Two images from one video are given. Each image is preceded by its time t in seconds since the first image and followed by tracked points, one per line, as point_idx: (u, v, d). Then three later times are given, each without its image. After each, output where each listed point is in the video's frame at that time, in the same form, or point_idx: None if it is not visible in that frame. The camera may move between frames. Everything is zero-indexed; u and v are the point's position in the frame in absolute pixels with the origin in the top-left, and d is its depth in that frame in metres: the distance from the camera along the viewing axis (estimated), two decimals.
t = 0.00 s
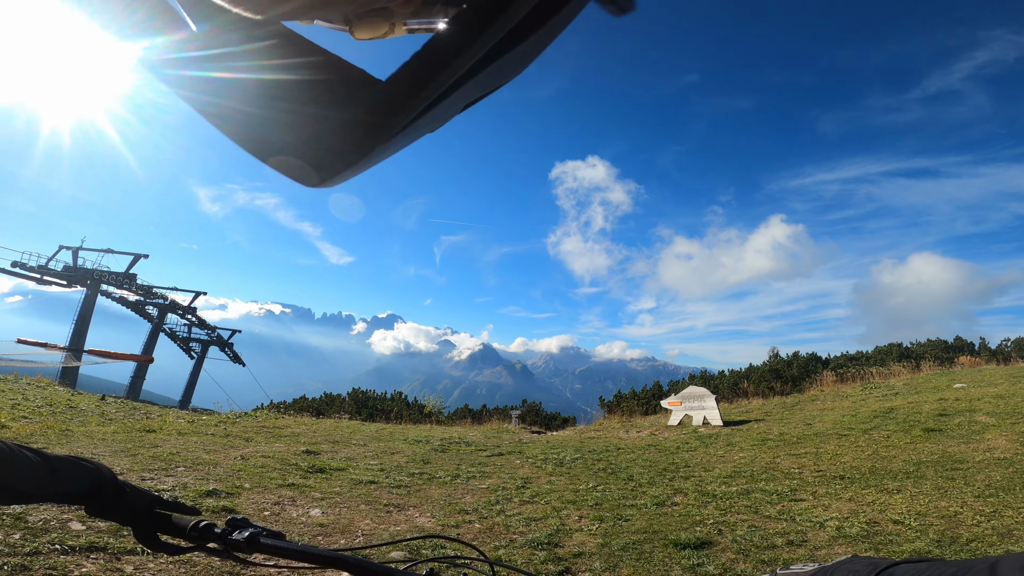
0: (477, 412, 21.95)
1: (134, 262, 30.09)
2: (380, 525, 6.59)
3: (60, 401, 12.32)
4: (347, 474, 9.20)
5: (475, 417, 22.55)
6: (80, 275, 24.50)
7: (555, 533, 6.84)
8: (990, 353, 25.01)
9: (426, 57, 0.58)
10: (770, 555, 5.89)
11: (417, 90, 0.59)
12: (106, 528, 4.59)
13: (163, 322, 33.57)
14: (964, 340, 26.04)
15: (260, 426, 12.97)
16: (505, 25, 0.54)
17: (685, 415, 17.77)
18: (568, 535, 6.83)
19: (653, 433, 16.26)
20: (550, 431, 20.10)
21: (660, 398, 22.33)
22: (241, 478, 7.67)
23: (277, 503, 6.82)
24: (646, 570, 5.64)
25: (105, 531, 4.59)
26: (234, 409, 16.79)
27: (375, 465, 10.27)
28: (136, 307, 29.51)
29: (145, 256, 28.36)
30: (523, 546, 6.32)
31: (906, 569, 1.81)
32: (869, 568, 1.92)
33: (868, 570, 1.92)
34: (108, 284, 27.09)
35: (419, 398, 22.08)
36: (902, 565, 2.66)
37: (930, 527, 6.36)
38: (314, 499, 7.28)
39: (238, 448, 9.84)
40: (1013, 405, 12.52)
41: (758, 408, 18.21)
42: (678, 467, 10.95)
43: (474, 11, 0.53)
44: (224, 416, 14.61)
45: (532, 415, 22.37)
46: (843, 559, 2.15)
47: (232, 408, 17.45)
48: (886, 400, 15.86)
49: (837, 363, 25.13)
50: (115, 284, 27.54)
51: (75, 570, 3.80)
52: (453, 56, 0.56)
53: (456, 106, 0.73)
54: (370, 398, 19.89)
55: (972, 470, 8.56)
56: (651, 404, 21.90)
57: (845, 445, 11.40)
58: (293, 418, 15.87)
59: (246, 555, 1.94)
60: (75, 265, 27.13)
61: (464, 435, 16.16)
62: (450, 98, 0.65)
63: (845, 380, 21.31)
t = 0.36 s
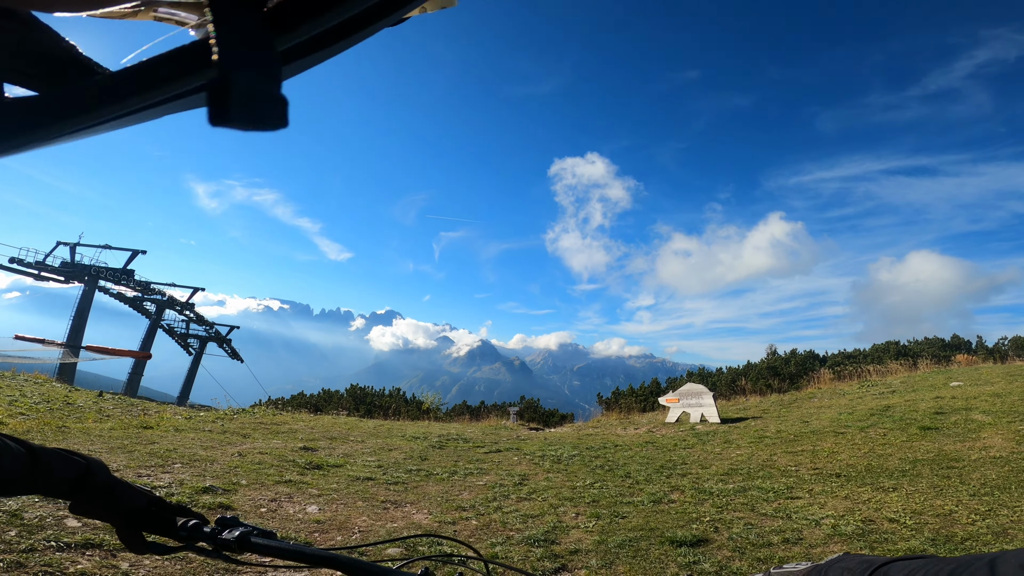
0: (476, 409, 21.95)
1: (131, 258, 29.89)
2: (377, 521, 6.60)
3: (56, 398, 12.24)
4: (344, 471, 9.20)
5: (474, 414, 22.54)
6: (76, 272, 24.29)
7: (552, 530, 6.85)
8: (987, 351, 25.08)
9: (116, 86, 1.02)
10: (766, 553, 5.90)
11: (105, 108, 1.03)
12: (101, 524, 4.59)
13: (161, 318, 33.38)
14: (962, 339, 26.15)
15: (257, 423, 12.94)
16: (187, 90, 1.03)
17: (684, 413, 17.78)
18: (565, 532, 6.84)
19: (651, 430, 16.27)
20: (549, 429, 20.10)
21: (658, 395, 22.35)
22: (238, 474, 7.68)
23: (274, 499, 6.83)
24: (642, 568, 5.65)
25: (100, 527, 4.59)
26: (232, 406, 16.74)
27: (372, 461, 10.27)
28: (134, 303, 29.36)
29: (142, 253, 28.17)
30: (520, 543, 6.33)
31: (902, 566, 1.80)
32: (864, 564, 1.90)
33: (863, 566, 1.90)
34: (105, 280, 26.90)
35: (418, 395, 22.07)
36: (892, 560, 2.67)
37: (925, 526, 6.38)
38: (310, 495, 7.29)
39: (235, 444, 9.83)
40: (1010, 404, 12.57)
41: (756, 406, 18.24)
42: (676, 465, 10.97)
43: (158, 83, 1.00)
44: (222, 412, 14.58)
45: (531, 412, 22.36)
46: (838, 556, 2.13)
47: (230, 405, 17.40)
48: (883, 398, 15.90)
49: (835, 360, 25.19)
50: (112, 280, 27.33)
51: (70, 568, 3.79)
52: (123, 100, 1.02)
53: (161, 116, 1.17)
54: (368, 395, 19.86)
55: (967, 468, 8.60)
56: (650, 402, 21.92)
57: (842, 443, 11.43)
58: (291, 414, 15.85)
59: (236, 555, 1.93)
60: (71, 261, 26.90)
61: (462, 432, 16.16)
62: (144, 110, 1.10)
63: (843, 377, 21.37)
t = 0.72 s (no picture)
0: (475, 407, 21.99)
1: (130, 255, 29.83)
2: (375, 519, 6.60)
3: (56, 395, 12.25)
4: (343, 469, 9.20)
5: (474, 412, 22.57)
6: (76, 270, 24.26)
7: (551, 528, 6.85)
8: (986, 351, 25.09)
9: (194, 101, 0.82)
10: (765, 552, 5.89)
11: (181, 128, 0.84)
12: (98, 522, 4.57)
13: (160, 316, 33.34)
14: (961, 338, 26.17)
15: (256, 421, 12.94)
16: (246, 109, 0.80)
17: (683, 411, 17.79)
18: (563, 530, 6.84)
19: (650, 428, 16.29)
20: (548, 427, 20.12)
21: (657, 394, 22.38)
22: (236, 472, 7.67)
23: (272, 497, 6.83)
24: (640, 566, 5.65)
25: (97, 525, 4.57)
26: (231, 404, 16.74)
27: (371, 459, 10.27)
28: (133, 301, 29.31)
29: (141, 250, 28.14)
30: (518, 541, 6.33)
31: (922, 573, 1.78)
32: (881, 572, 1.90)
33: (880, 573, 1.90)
34: (105, 277, 26.91)
35: (417, 393, 22.09)
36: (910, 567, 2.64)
37: (924, 525, 6.37)
38: (309, 493, 7.29)
39: (234, 442, 9.83)
40: (1009, 403, 12.58)
41: (755, 404, 18.26)
42: (675, 463, 10.97)
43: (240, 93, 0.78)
44: (221, 410, 14.58)
45: (530, 410, 22.38)
46: (860, 564, 2.12)
47: (230, 402, 17.40)
48: (882, 397, 15.91)
49: (834, 359, 25.20)
50: (112, 278, 27.34)
51: (67, 566, 3.77)
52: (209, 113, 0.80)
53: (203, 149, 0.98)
54: (367, 393, 19.86)
55: (966, 467, 8.60)
56: (649, 400, 21.95)
57: (841, 442, 11.44)
58: (290, 412, 15.85)
59: (242, 553, 1.93)
60: (70, 258, 26.89)
61: (462, 429, 16.16)
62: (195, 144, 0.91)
63: (842, 376, 21.38)
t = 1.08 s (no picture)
0: (475, 406, 22.07)
1: (131, 254, 29.95)
2: (375, 517, 6.62)
3: (57, 394, 12.30)
4: (343, 467, 9.23)
5: (473, 410, 22.66)
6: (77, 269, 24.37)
7: (550, 526, 6.88)
8: (985, 350, 25.14)
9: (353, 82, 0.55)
10: (763, 550, 5.92)
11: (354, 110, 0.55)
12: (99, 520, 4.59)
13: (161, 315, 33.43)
14: (960, 338, 26.22)
15: (257, 419, 13.00)
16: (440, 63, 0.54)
17: (681, 409, 17.86)
18: (563, 528, 6.87)
19: (649, 427, 16.35)
20: (548, 425, 20.18)
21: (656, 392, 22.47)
22: (237, 470, 7.70)
23: (272, 495, 6.86)
24: (639, 564, 5.68)
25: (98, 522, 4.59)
26: (232, 402, 16.83)
27: (371, 458, 10.30)
28: (135, 300, 29.42)
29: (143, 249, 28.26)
30: (517, 539, 6.36)
31: (895, 561, 1.77)
32: (862, 557, 1.90)
33: (861, 559, 1.89)
34: (106, 277, 27.03)
35: (417, 391, 22.17)
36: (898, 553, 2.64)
37: (921, 523, 6.39)
38: (309, 492, 7.31)
39: (234, 440, 9.86)
40: (1007, 402, 12.61)
41: (754, 403, 18.32)
42: (674, 462, 11.01)
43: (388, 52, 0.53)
44: (221, 408, 14.65)
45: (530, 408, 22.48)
46: (840, 548, 2.12)
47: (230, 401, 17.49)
48: (880, 396, 15.96)
49: (834, 358, 25.24)
50: (112, 277, 27.45)
51: (67, 563, 3.79)
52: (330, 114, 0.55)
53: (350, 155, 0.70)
54: (367, 392, 19.94)
55: (964, 466, 8.62)
56: (648, 399, 22.03)
57: (840, 440, 11.47)
58: (291, 410, 15.94)
59: (231, 545, 1.94)
60: (72, 258, 27.01)
61: (461, 428, 16.21)
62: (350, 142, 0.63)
63: (841, 375, 21.44)
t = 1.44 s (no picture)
0: (475, 405, 22.06)
1: (131, 253, 29.89)
2: (376, 516, 6.62)
3: (56, 392, 12.25)
4: (343, 466, 9.21)
5: (473, 409, 22.64)
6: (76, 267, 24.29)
7: (551, 525, 6.87)
8: (985, 350, 25.12)
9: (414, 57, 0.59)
10: (764, 550, 5.91)
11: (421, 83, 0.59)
12: (99, 519, 4.58)
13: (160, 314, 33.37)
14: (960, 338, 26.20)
15: (256, 418, 12.98)
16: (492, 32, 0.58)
17: (682, 409, 17.83)
18: (563, 527, 6.87)
19: (650, 426, 16.33)
20: (548, 425, 20.17)
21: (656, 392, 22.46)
22: (237, 469, 7.68)
23: (273, 494, 6.85)
24: (640, 564, 5.67)
25: (98, 522, 4.58)
26: (231, 401, 16.81)
27: (371, 457, 10.28)
28: (134, 298, 29.37)
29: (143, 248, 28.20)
30: (518, 538, 6.35)
31: (921, 562, 1.77)
32: (885, 559, 1.89)
33: (883, 561, 1.89)
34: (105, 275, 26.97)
35: (417, 391, 22.15)
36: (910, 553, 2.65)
37: (922, 523, 6.38)
38: (309, 491, 7.31)
39: (234, 439, 9.84)
40: (1008, 402, 12.59)
41: (754, 403, 18.31)
42: (674, 461, 11.00)
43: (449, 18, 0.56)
44: (221, 407, 14.63)
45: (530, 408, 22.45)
46: (860, 550, 2.11)
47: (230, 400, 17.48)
48: (881, 396, 15.92)
49: (834, 358, 25.22)
50: (111, 275, 27.34)
51: (67, 563, 3.78)
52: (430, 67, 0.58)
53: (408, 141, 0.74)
54: (367, 391, 19.92)
55: (965, 466, 8.61)
56: (648, 398, 22.02)
57: (840, 440, 11.45)
58: (291, 409, 15.92)
59: (245, 546, 1.95)
60: (71, 257, 26.94)
61: (461, 427, 16.20)
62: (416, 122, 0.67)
63: (842, 375, 21.43)
